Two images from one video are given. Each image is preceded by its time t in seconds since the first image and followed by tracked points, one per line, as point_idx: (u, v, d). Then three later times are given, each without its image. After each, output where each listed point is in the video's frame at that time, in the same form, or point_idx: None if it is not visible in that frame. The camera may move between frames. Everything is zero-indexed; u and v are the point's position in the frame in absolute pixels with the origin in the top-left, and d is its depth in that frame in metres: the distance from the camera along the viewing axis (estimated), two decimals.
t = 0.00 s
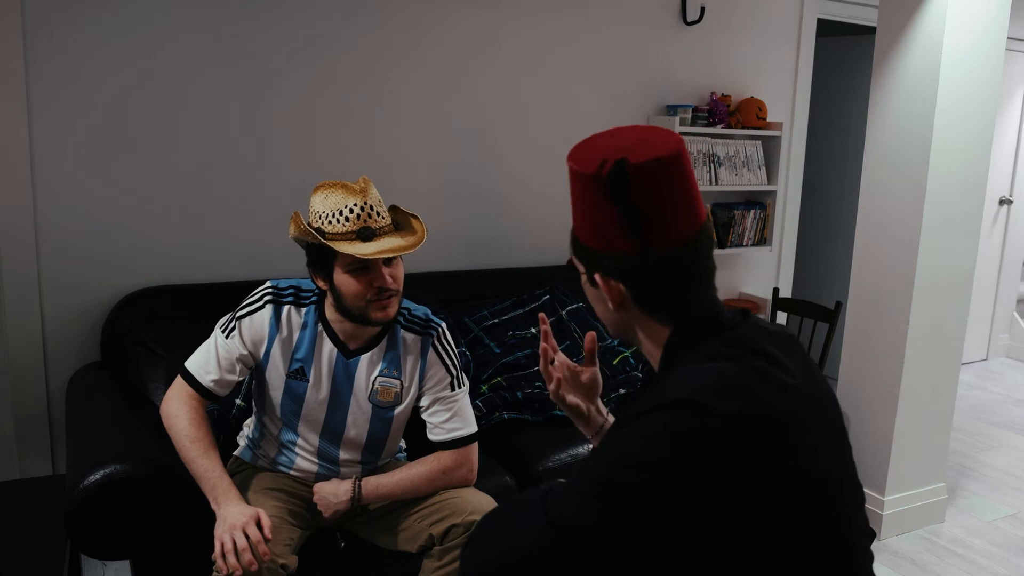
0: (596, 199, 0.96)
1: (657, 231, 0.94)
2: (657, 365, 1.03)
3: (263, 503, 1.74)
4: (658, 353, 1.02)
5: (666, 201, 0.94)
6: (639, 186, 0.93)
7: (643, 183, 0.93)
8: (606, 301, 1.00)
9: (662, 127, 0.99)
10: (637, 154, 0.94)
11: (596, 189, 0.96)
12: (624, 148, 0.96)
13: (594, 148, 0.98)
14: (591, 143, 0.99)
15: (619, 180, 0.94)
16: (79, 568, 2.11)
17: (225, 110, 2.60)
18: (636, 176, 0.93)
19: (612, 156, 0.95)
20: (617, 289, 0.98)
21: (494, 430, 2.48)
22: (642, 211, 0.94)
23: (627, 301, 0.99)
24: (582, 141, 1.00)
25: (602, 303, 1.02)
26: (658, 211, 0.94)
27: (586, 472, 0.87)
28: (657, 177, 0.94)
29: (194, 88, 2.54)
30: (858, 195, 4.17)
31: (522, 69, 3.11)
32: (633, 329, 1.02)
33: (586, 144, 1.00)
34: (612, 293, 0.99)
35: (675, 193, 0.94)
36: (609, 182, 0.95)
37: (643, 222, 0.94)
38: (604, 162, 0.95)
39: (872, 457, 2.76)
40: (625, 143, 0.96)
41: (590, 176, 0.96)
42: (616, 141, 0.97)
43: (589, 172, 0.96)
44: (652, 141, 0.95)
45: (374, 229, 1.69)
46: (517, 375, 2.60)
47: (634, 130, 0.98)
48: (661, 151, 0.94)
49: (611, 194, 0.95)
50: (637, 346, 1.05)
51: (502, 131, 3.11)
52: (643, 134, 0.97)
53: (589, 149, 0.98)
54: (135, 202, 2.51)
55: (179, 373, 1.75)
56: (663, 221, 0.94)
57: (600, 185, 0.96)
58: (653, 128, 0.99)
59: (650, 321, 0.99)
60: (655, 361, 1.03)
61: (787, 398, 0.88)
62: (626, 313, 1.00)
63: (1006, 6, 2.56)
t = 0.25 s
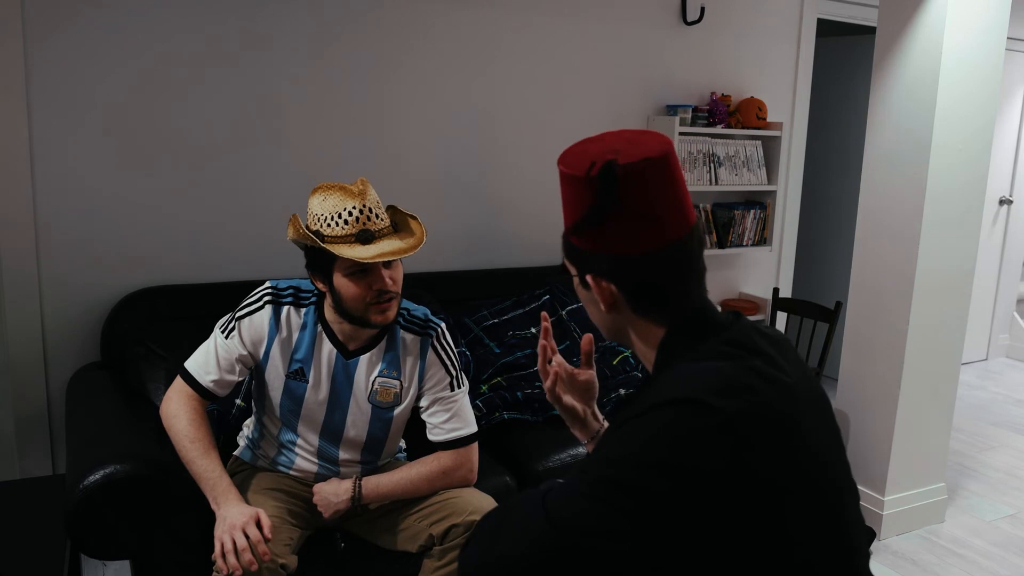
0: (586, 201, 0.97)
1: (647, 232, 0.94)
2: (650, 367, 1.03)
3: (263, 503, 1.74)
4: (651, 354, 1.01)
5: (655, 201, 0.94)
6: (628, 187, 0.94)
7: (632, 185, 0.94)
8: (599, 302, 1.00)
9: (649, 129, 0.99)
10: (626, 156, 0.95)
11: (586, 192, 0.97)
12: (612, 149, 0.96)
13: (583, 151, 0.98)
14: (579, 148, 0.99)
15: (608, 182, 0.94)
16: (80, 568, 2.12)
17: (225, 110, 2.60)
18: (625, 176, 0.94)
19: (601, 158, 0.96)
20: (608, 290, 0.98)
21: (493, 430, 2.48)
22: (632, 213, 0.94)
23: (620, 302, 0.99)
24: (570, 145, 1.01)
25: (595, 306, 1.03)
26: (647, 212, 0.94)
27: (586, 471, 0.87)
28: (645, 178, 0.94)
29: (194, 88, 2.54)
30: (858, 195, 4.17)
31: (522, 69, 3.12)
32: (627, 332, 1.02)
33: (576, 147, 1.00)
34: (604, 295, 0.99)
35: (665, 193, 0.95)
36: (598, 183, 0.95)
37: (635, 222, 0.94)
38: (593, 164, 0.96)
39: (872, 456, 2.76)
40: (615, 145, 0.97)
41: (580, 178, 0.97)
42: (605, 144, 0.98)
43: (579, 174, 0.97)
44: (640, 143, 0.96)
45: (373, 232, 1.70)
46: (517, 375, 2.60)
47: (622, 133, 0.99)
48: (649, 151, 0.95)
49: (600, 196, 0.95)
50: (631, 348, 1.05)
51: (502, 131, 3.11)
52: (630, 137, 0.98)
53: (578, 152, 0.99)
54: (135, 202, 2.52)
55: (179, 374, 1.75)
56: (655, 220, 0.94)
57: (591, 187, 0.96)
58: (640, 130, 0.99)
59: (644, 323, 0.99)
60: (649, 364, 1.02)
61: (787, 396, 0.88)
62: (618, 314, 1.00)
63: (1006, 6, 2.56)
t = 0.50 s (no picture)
0: (590, 207, 0.96)
1: (652, 244, 0.94)
2: (641, 369, 1.03)
3: (263, 503, 1.74)
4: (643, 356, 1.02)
5: (660, 213, 0.94)
6: (636, 195, 0.93)
7: (639, 194, 0.93)
8: (590, 302, 1.00)
9: (658, 137, 0.99)
10: (634, 164, 0.94)
11: (591, 196, 0.96)
12: (621, 156, 0.96)
13: (591, 154, 0.98)
14: (586, 150, 0.98)
15: (614, 189, 0.94)
16: (80, 568, 2.12)
17: (225, 110, 2.60)
18: (633, 185, 0.93)
19: (610, 164, 0.95)
20: (602, 292, 0.98)
21: (494, 430, 2.48)
22: (637, 222, 0.93)
23: (612, 304, 0.99)
24: (577, 145, 1.00)
25: (586, 304, 1.02)
26: (651, 225, 0.94)
27: (584, 469, 0.87)
28: (654, 189, 0.94)
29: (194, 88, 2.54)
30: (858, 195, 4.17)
31: (522, 69, 3.11)
32: (618, 331, 1.02)
33: (583, 148, 0.99)
34: (597, 296, 0.99)
35: (670, 205, 0.95)
36: (604, 189, 0.94)
37: (639, 232, 0.94)
38: (602, 170, 0.95)
39: (872, 456, 2.76)
40: (624, 151, 0.96)
41: (586, 182, 0.96)
42: (615, 149, 0.97)
43: (585, 178, 0.96)
44: (650, 152, 0.96)
45: (373, 224, 1.70)
46: (517, 375, 2.60)
47: (631, 139, 0.98)
48: (659, 162, 0.94)
49: (606, 202, 0.94)
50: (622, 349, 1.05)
51: (502, 130, 3.11)
52: (640, 144, 0.97)
53: (586, 155, 0.98)
54: (135, 202, 2.51)
55: (178, 374, 1.75)
56: (658, 231, 0.94)
57: (596, 192, 0.95)
58: (650, 137, 0.99)
59: (636, 324, 0.99)
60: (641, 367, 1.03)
61: (782, 394, 0.88)
62: (610, 313, 1.00)
63: (1006, 6, 2.56)
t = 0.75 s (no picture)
0: (590, 199, 0.96)
1: (651, 234, 0.95)
2: (643, 365, 1.03)
3: (263, 504, 1.74)
4: (645, 353, 1.01)
5: (659, 204, 0.95)
6: (634, 186, 0.94)
7: (638, 185, 0.94)
8: (594, 299, 1.00)
9: (655, 134, 1.00)
10: (633, 157, 0.96)
11: (591, 189, 0.96)
12: (619, 149, 0.97)
13: (589, 149, 0.99)
14: (585, 147, 0.99)
15: (613, 181, 0.94)
16: (80, 568, 2.12)
17: (225, 110, 2.60)
18: (632, 177, 0.94)
19: (608, 157, 0.96)
20: (605, 287, 0.98)
21: (494, 430, 2.48)
22: (637, 212, 0.94)
23: (614, 299, 0.99)
24: (576, 144, 1.01)
25: (590, 301, 1.02)
26: (650, 213, 0.94)
27: (583, 467, 0.87)
28: (652, 180, 0.95)
29: (194, 88, 2.54)
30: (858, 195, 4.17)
31: (522, 69, 3.11)
32: (620, 328, 1.02)
33: (581, 146, 1.00)
34: (600, 292, 0.99)
35: (669, 197, 0.96)
36: (604, 181, 0.95)
37: (638, 222, 0.94)
38: (601, 163, 0.96)
39: (872, 456, 2.76)
40: (621, 145, 0.97)
41: (585, 175, 0.97)
42: (613, 144, 0.98)
43: (584, 172, 0.97)
44: (647, 145, 0.97)
45: (373, 226, 1.70)
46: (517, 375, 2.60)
47: (628, 134, 1.00)
48: (657, 154, 0.96)
49: (605, 194, 0.95)
50: (624, 347, 1.05)
51: (502, 130, 3.11)
52: (637, 139, 0.98)
53: (585, 151, 0.99)
54: (135, 203, 2.51)
55: (177, 376, 1.75)
56: (656, 223, 0.95)
57: (595, 185, 0.96)
58: (646, 133, 1.00)
59: (638, 321, 0.98)
60: (643, 363, 1.02)
61: (781, 393, 0.88)
62: (612, 310, 1.00)
63: (1007, 6, 2.56)
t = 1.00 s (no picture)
0: (593, 198, 0.96)
1: (654, 232, 0.94)
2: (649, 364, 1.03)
3: (263, 504, 1.74)
4: (651, 353, 1.01)
5: (662, 201, 0.94)
6: (637, 184, 0.93)
7: (641, 183, 0.93)
8: (600, 299, 1.00)
9: (660, 128, 0.98)
10: (635, 153, 0.94)
11: (593, 187, 0.96)
12: (622, 146, 0.96)
13: (593, 146, 0.98)
14: (588, 144, 0.98)
15: (617, 179, 0.93)
16: (80, 568, 2.12)
17: (225, 110, 2.60)
18: (634, 174, 0.93)
19: (611, 154, 0.95)
20: (611, 287, 0.98)
21: (494, 430, 2.48)
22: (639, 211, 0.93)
23: (621, 299, 0.98)
24: (580, 140, 1.00)
25: (595, 301, 1.02)
26: (653, 211, 0.94)
27: (584, 467, 0.87)
28: (655, 177, 0.93)
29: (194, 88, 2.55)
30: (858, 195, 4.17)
31: (522, 69, 3.11)
32: (625, 327, 1.02)
33: (585, 142, 0.99)
34: (606, 292, 0.98)
35: (674, 193, 0.94)
36: (607, 179, 0.94)
37: (643, 221, 0.94)
38: (603, 160, 0.95)
39: (872, 456, 2.76)
40: (624, 142, 0.96)
41: (588, 174, 0.96)
42: (616, 140, 0.97)
43: (587, 170, 0.96)
44: (651, 142, 0.95)
45: (368, 226, 1.70)
46: (517, 375, 2.60)
47: (632, 130, 0.98)
48: (660, 150, 0.94)
49: (607, 192, 0.94)
50: (629, 347, 1.05)
51: (502, 130, 3.11)
52: (640, 135, 0.97)
53: (588, 147, 0.98)
54: (135, 202, 2.51)
55: (177, 376, 1.75)
56: (661, 220, 0.94)
57: (599, 183, 0.95)
58: (650, 128, 0.98)
59: (644, 321, 0.98)
60: (649, 361, 1.02)
61: (783, 394, 0.88)
62: (619, 311, 1.00)
63: (1006, 6, 2.56)
